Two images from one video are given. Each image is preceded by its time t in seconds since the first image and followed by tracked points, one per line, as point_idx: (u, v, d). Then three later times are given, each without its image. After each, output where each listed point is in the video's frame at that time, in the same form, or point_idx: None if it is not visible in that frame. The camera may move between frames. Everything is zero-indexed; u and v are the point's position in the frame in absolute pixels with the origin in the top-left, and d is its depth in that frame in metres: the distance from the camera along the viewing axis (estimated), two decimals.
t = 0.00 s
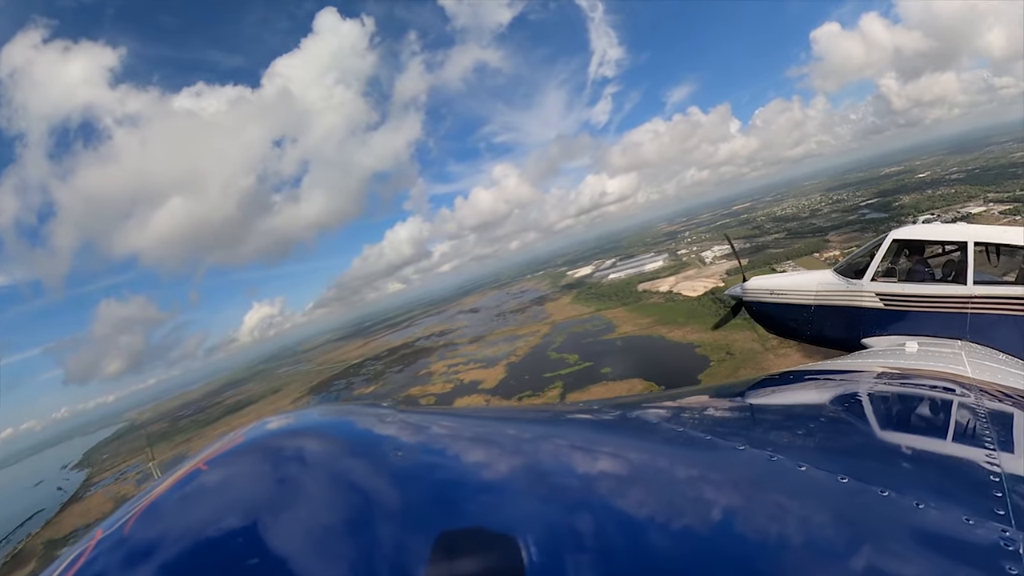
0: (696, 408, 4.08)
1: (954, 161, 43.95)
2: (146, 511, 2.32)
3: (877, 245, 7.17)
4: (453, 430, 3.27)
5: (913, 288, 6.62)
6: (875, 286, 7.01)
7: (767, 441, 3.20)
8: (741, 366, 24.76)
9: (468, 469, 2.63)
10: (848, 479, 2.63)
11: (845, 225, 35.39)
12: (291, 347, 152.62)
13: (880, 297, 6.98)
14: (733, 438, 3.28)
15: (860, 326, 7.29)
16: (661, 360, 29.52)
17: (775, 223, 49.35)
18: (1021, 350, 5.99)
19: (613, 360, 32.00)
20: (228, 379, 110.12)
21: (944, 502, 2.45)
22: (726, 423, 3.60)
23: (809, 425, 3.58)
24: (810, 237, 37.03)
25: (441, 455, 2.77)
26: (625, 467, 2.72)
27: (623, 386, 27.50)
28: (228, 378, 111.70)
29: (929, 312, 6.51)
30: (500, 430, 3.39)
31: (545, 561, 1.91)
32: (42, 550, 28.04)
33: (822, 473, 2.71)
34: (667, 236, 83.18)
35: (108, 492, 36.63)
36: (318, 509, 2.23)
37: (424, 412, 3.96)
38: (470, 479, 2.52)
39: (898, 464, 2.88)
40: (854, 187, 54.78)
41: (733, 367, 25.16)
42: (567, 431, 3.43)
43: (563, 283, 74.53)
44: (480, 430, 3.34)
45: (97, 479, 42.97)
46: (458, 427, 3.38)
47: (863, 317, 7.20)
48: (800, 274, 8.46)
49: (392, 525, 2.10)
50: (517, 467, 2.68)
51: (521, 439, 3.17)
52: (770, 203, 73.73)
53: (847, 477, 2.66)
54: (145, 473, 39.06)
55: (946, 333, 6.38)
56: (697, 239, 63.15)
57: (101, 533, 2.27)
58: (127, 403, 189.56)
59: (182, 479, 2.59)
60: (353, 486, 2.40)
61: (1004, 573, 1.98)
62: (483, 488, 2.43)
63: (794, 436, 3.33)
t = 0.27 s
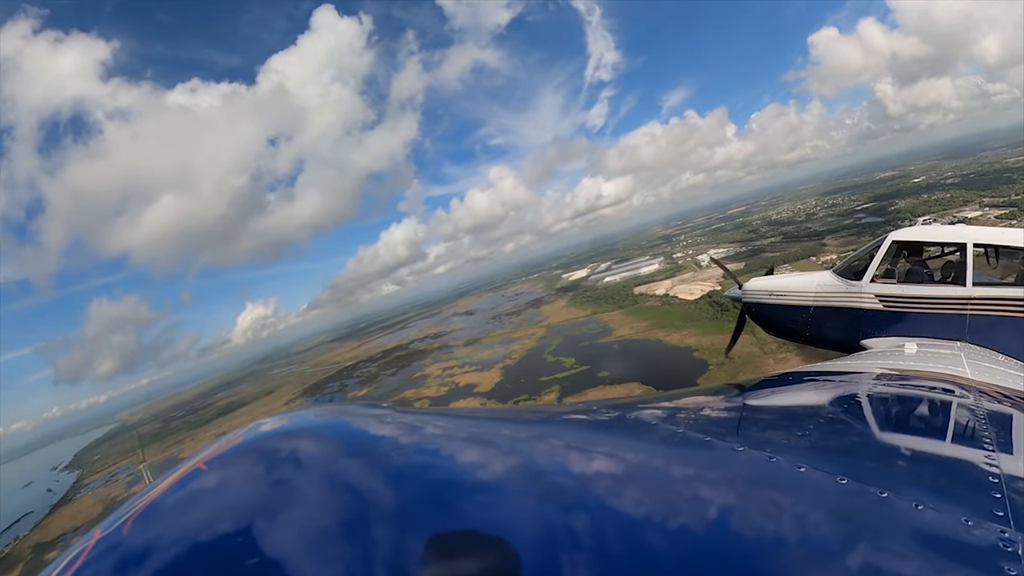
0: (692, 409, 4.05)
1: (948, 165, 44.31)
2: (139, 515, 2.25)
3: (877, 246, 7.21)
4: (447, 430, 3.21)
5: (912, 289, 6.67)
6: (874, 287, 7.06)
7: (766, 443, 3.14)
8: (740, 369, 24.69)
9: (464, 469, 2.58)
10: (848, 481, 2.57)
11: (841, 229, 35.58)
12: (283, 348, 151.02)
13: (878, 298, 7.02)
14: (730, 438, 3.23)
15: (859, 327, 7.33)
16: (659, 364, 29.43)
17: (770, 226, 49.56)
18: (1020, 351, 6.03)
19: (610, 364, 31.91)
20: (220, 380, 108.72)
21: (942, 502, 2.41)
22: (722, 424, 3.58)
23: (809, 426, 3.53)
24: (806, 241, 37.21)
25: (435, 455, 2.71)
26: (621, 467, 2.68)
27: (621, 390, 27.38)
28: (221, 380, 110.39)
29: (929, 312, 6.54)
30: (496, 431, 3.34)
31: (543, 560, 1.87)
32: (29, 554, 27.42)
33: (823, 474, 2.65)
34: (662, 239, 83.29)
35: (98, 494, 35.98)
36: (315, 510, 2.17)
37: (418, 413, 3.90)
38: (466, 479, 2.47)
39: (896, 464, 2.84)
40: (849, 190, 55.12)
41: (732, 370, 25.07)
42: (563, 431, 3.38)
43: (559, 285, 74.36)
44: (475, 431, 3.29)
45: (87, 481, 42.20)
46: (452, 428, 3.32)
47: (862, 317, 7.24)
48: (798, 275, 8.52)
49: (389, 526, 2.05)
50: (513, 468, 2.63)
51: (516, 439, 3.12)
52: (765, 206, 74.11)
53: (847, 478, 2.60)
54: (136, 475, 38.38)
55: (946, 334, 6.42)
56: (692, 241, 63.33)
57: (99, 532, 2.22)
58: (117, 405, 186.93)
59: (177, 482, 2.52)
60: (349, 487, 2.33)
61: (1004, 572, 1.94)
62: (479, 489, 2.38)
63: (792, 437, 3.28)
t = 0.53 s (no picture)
0: (688, 407, 4.03)
1: (941, 171, 44.70)
2: (132, 517, 2.18)
3: (876, 247, 7.23)
4: (442, 430, 3.14)
5: (912, 290, 6.72)
6: (874, 288, 7.11)
7: (764, 443, 3.08)
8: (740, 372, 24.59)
9: (458, 467, 2.52)
10: (847, 481, 2.51)
11: (837, 233, 35.79)
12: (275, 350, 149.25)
13: (878, 299, 7.07)
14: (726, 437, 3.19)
15: (858, 328, 7.37)
16: (657, 367, 29.29)
17: (766, 230, 49.77)
18: (1017, 351, 6.12)
19: (607, 368, 31.77)
20: (212, 382, 107.06)
21: (940, 503, 2.37)
22: (717, 423, 3.55)
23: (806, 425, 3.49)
24: (802, 244, 37.38)
25: (429, 453, 2.64)
26: (615, 466, 2.64)
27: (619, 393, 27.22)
28: (213, 381, 108.86)
29: (929, 313, 6.59)
30: (491, 429, 3.28)
31: (538, 557, 1.83)
32: (15, 557, 26.70)
33: (822, 475, 2.59)
34: (657, 243, 83.43)
35: (88, 496, 35.22)
36: (312, 511, 2.10)
37: (412, 412, 3.83)
38: (461, 476, 2.41)
39: (894, 464, 2.80)
40: (844, 195, 55.49)
41: (732, 373, 24.97)
42: (556, 430, 3.34)
43: (554, 288, 74.18)
44: (469, 430, 3.23)
45: (76, 483, 41.30)
46: (447, 426, 3.25)
47: (862, 318, 7.28)
48: (797, 275, 8.56)
49: (386, 525, 1.98)
50: (507, 466, 2.58)
51: (511, 437, 3.07)
52: (760, 209, 74.45)
53: (846, 479, 2.54)
54: (126, 476, 37.57)
55: (945, 335, 6.48)
56: (687, 244, 63.47)
57: (98, 532, 2.17)
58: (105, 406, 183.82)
59: (171, 483, 2.44)
60: (347, 486, 2.26)
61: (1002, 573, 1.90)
62: (474, 486, 2.33)
63: (790, 437, 3.22)
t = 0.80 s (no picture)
0: (682, 411, 4.01)
1: (936, 179, 45.09)
2: (121, 518, 2.10)
3: (876, 252, 7.25)
4: (434, 429, 3.08)
5: (911, 296, 6.75)
6: (873, 293, 7.13)
7: (760, 447, 3.04)
8: (738, 378, 24.47)
9: (450, 466, 2.46)
10: (844, 486, 2.47)
11: (833, 239, 35.96)
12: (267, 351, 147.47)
13: (877, 304, 7.10)
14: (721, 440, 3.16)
15: (857, 334, 7.41)
16: (656, 373, 29.06)
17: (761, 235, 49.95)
18: (1014, 358, 6.26)
19: (605, 374, 31.58)
20: (202, 382, 105.37)
21: (936, 509, 2.33)
22: (711, 425, 3.52)
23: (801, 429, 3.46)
24: (798, 250, 37.55)
25: (421, 451, 2.58)
26: (609, 466, 2.60)
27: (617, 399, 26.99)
28: (204, 381, 107.19)
29: (928, 319, 6.63)
30: (483, 429, 3.23)
31: (531, 557, 1.78)
32: None
33: (819, 479, 2.55)
34: (653, 247, 83.44)
35: (76, 497, 34.45)
36: (305, 510, 2.02)
37: (406, 412, 3.77)
38: (454, 475, 2.36)
39: (889, 469, 2.77)
40: (838, 201, 55.85)
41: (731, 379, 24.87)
42: (550, 431, 3.30)
43: (549, 291, 73.93)
44: (462, 429, 3.17)
45: (64, 484, 40.39)
46: (439, 425, 3.19)
47: (860, 324, 7.32)
48: (797, 280, 8.56)
49: (379, 524, 1.91)
50: (501, 465, 2.53)
51: (504, 437, 3.02)
52: (756, 214, 74.77)
53: (843, 483, 2.50)
54: (115, 477, 36.80)
55: (944, 341, 6.56)
56: (682, 248, 63.58)
57: (92, 529, 2.11)
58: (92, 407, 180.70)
59: (163, 483, 2.36)
60: (340, 486, 2.19)
61: None
62: (467, 485, 2.27)
63: (785, 441, 3.18)
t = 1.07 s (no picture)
0: (681, 404, 3.98)
1: (930, 189, 45.54)
2: (121, 524, 2.02)
3: (877, 247, 7.29)
4: (432, 426, 3.04)
5: (912, 293, 6.81)
6: (874, 290, 7.17)
7: (759, 443, 2.94)
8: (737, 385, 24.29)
9: (450, 461, 2.42)
10: (846, 483, 2.36)
11: (830, 247, 36.15)
12: (258, 352, 145.31)
13: (878, 301, 7.13)
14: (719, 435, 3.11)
15: (858, 330, 7.44)
16: (654, 379, 28.78)
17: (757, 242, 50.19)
18: (1013, 353, 6.34)
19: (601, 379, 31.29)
20: (191, 381, 103.44)
21: (942, 503, 2.22)
22: (708, 416, 3.55)
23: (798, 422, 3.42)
24: (795, 257, 37.71)
25: (419, 448, 2.53)
26: (610, 459, 2.59)
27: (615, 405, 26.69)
28: (193, 381, 105.33)
29: (928, 315, 6.70)
30: (481, 427, 3.20)
31: (534, 549, 1.76)
32: None
33: (820, 478, 2.44)
34: (649, 252, 83.42)
35: (62, 496, 33.52)
36: (310, 509, 1.96)
37: (404, 411, 3.72)
38: (454, 471, 2.31)
39: (892, 463, 2.67)
40: (833, 209, 56.25)
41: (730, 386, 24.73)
42: (545, 426, 3.35)
43: (545, 294, 73.57)
44: (460, 427, 3.11)
45: (51, 482, 39.38)
46: (436, 423, 3.13)
47: (860, 320, 7.36)
48: (795, 276, 8.56)
49: (383, 522, 1.86)
50: (502, 460, 2.49)
51: (502, 434, 2.97)
52: (751, 222, 75.17)
53: (845, 480, 2.40)
54: (103, 476, 35.85)
55: (944, 337, 6.63)
56: (678, 254, 63.73)
57: (95, 531, 2.05)
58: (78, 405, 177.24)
59: (163, 488, 2.29)
60: (345, 484, 2.13)
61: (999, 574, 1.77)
62: (467, 480, 2.24)
63: (785, 435, 3.09)
